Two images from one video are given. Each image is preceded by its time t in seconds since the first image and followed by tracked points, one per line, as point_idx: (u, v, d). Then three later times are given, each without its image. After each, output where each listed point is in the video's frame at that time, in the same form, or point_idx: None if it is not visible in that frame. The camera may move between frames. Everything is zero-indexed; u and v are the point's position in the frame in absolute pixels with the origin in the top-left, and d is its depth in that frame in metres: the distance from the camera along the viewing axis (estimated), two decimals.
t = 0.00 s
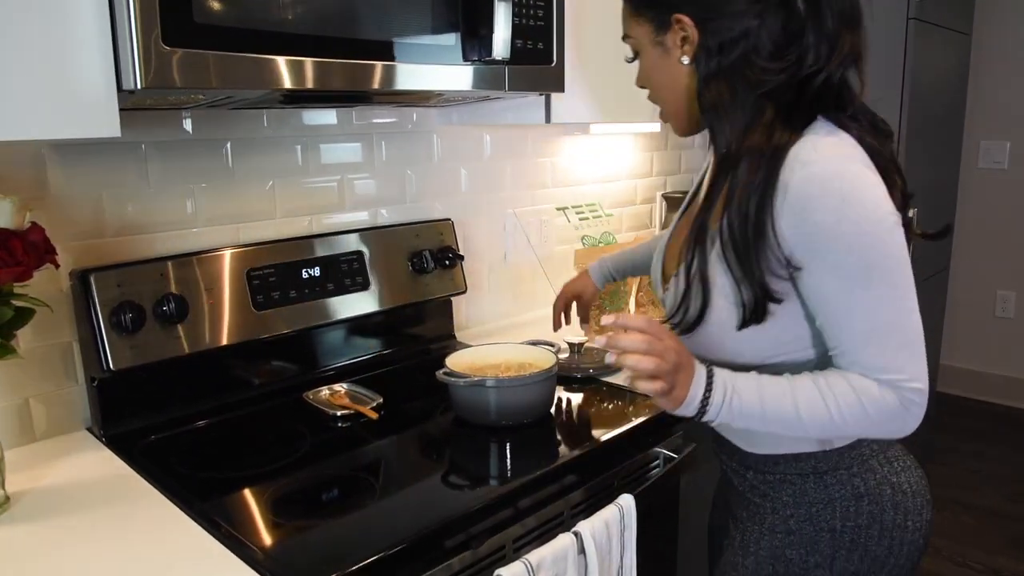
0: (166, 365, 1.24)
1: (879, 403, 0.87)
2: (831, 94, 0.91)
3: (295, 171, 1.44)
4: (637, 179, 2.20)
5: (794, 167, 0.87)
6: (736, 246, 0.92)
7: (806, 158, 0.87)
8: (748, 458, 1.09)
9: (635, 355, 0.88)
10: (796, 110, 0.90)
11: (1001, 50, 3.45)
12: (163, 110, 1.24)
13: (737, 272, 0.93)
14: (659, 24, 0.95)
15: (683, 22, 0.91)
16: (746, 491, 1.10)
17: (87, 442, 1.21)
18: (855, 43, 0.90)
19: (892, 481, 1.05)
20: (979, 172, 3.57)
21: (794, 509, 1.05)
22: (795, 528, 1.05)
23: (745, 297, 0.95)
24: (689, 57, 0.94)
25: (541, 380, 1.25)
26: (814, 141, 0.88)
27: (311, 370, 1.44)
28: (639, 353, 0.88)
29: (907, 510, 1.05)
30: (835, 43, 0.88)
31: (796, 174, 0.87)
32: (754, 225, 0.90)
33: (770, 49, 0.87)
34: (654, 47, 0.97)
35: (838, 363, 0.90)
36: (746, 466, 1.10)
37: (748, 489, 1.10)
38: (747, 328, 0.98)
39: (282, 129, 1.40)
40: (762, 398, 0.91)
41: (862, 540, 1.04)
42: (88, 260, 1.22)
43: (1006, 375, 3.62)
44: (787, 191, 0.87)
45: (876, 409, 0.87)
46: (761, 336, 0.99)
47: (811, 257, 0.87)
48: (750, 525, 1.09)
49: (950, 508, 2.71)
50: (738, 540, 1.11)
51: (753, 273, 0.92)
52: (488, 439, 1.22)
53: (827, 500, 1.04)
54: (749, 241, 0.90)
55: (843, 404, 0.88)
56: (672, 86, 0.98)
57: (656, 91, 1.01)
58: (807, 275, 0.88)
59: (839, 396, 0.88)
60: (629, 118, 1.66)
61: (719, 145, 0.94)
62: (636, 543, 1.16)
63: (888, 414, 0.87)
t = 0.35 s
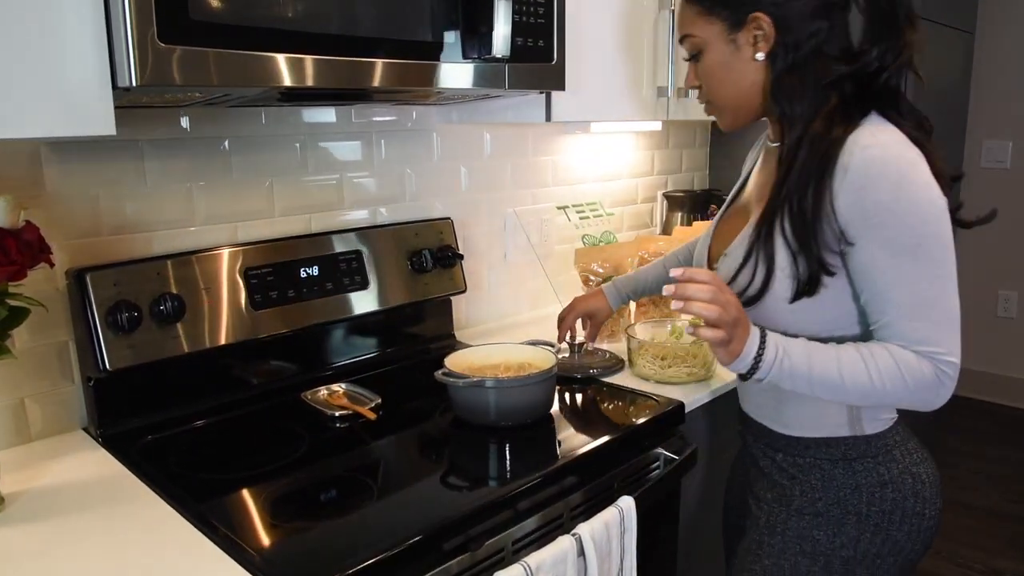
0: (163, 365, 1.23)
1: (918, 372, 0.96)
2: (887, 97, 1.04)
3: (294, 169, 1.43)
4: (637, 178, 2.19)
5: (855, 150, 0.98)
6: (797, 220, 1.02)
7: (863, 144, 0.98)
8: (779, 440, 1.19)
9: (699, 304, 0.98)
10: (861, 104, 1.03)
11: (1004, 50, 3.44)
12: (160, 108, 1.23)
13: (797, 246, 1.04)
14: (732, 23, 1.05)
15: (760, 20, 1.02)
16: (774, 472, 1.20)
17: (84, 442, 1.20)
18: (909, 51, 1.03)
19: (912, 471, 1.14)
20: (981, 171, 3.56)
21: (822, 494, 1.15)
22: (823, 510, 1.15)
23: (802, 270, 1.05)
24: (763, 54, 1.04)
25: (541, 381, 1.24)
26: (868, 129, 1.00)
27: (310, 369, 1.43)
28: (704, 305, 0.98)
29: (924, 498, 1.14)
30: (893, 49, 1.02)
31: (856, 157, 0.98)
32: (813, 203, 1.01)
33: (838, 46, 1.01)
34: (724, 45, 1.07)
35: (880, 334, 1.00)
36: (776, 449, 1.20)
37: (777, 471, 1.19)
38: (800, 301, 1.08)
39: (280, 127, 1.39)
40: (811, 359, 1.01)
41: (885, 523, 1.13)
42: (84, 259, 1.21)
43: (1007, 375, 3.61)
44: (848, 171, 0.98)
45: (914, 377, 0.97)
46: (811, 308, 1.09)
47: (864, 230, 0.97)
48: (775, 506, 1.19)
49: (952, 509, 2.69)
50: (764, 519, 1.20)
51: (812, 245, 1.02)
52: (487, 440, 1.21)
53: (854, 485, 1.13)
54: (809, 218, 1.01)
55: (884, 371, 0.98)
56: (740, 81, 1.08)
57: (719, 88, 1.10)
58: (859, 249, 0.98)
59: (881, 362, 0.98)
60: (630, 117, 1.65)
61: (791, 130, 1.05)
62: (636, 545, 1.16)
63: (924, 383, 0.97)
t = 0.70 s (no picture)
0: (159, 361, 1.23)
1: (974, 364, 0.99)
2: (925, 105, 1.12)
3: (291, 164, 1.42)
4: (636, 173, 2.18)
5: (925, 148, 1.01)
6: (871, 206, 1.03)
7: (932, 140, 1.01)
8: (804, 435, 1.18)
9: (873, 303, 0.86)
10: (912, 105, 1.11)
11: (1005, 45, 3.42)
12: (155, 102, 1.22)
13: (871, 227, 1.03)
14: None
15: None
16: (797, 468, 1.19)
17: (79, 439, 1.19)
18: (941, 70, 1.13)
19: (926, 460, 1.19)
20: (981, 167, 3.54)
21: (853, 487, 1.14)
22: (852, 503, 1.14)
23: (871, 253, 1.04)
24: (875, 33, 1.08)
25: (539, 377, 1.23)
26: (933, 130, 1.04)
27: (308, 365, 1.42)
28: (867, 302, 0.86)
29: (935, 485, 1.20)
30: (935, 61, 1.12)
31: (929, 153, 1.00)
32: (889, 190, 1.01)
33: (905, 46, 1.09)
34: (847, 14, 1.05)
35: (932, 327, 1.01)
36: (801, 445, 1.19)
37: (801, 466, 1.19)
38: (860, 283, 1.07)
39: (277, 121, 1.38)
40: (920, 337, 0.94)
41: (905, 511, 1.17)
42: (79, 255, 1.20)
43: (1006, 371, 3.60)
44: (921, 165, 1.00)
45: (971, 368, 0.99)
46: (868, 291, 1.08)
47: (933, 223, 0.99)
48: (802, 501, 1.17)
49: (953, 506, 2.68)
50: (788, 515, 1.18)
51: (885, 230, 1.02)
52: (485, 436, 1.21)
53: (882, 477, 1.14)
54: (887, 198, 1.02)
55: (956, 360, 0.97)
56: (848, 54, 1.08)
57: (825, 57, 1.07)
58: (927, 239, 0.99)
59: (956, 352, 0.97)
60: (629, 112, 1.64)
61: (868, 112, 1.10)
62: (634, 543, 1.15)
63: (974, 374, 1.00)
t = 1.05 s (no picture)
0: (156, 361, 1.22)
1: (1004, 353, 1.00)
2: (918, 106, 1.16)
3: (289, 163, 1.41)
4: (635, 173, 2.17)
5: (949, 143, 1.03)
6: (902, 199, 1.03)
7: (953, 137, 1.03)
8: (820, 436, 1.18)
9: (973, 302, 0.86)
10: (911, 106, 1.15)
11: (1003, 45, 3.43)
12: (153, 101, 1.22)
13: (901, 223, 1.04)
14: None
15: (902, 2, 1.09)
16: (810, 469, 1.19)
17: (75, 439, 1.19)
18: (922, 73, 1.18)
19: (930, 454, 1.21)
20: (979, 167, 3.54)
21: (869, 485, 1.15)
22: (870, 502, 1.15)
23: (899, 250, 1.05)
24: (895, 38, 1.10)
25: (537, 377, 1.23)
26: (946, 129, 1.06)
27: (306, 365, 1.42)
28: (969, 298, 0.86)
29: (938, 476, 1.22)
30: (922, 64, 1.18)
31: (953, 148, 1.02)
32: (919, 184, 1.03)
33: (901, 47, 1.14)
34: (879, 13, 1.07)
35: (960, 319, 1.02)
36: (814, 446, 1.18)
37: (814, 467, 1.18)
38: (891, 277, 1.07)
39: (276, 121, 1.38)
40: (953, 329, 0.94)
41: (915, 505, 1.18)
42: (76, 254, 1.19)
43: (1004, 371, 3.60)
44: (948, 161, 1.02)
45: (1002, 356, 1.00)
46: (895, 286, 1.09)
47: (964, 217, 1.00)
48: (817, 502, 1.17)
49: (953, 507, 2.68)
50: (803, 517, 1.18)
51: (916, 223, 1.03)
52: (483, 437, 1.21)
53: (895, 474, 1.15)
54: (919, 193, 1.03)
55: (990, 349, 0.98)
56: (875, 53, 1.09)
57: (856, 53, 1.08)
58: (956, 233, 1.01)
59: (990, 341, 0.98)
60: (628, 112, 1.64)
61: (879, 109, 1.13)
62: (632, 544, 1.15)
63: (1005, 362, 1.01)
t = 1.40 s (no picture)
0: (147, 366, 1.22)
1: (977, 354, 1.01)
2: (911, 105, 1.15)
3: (280, 167, 1.41)
4: (626, 176, 2.18)
5: (924, 144, 1.04)
6: (875, 199, 1.04)
7: (928, 137, 1.04)
8: (800, 436, 1.18)
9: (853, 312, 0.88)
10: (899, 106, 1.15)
11: (992, 48, 3.45)
12: (143, 106, 1.22)
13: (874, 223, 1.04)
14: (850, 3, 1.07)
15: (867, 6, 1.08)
16: (791, 470, 1.19)
17: (66, 444, 1.19)
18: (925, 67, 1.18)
19: (913, 457, 1.21)
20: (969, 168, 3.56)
21: (850, 486, 1.16)
22: (850, 503, 1.16)
23: (872, 249, 1.06)
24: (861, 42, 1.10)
25: (529, 381, 1.23)
26: (923, 129, 1.07)
27: (297, 369, 1.42)
28: (850, 309, 0.88)
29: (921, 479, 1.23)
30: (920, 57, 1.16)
31: (927, 148, 1.03)
32: (891, 184, 1.03)
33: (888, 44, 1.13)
34: (835, 21, 1.07)
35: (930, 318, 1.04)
36: (795, 446, 1.19)
37: (795, 468, 1.19)
38: (866, 275, 1.08)
39: (267, 124, 1.38)
40: (916, 340, 0.96)
41: (897, 508, 1.19)
42: (66, 259, 1.19)
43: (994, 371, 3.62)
44: (922, 161, 1.02)
45: (975, 357, 1.01)
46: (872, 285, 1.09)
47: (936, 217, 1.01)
48: (797, 503, 1.18)
49: (944, 506, 2.69)
50: (784, 518, 1.19)
51: (889, 223, 1.04)
52: (475, 440, 1.21)
53: (876, 475, 1.16)
54: (890, 195, 1.03)
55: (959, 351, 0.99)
56: (834, 61, 1.09)
57: (811, 62, 1.09)
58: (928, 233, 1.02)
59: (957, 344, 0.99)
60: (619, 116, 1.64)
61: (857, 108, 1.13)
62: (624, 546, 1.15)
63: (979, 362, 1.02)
